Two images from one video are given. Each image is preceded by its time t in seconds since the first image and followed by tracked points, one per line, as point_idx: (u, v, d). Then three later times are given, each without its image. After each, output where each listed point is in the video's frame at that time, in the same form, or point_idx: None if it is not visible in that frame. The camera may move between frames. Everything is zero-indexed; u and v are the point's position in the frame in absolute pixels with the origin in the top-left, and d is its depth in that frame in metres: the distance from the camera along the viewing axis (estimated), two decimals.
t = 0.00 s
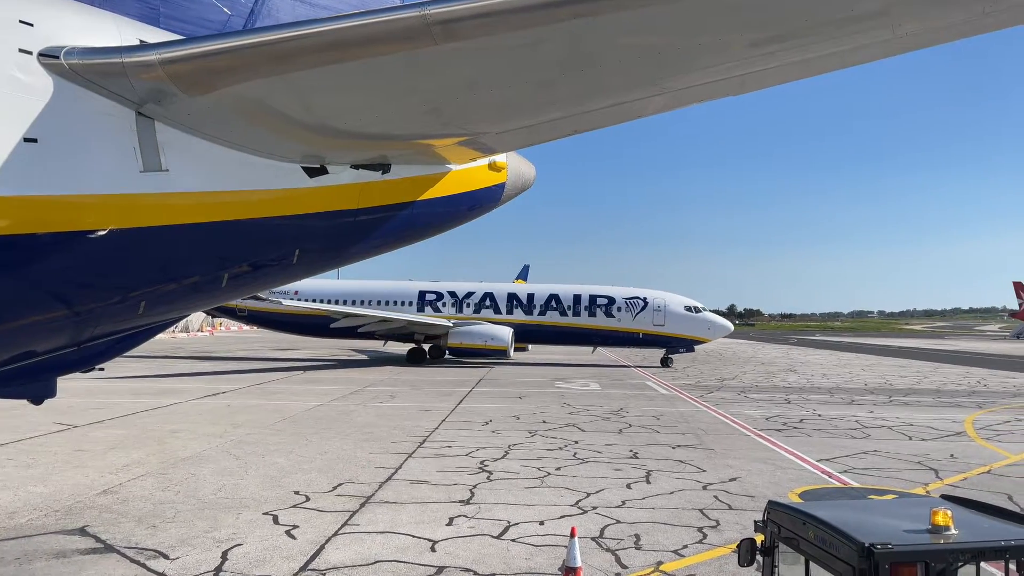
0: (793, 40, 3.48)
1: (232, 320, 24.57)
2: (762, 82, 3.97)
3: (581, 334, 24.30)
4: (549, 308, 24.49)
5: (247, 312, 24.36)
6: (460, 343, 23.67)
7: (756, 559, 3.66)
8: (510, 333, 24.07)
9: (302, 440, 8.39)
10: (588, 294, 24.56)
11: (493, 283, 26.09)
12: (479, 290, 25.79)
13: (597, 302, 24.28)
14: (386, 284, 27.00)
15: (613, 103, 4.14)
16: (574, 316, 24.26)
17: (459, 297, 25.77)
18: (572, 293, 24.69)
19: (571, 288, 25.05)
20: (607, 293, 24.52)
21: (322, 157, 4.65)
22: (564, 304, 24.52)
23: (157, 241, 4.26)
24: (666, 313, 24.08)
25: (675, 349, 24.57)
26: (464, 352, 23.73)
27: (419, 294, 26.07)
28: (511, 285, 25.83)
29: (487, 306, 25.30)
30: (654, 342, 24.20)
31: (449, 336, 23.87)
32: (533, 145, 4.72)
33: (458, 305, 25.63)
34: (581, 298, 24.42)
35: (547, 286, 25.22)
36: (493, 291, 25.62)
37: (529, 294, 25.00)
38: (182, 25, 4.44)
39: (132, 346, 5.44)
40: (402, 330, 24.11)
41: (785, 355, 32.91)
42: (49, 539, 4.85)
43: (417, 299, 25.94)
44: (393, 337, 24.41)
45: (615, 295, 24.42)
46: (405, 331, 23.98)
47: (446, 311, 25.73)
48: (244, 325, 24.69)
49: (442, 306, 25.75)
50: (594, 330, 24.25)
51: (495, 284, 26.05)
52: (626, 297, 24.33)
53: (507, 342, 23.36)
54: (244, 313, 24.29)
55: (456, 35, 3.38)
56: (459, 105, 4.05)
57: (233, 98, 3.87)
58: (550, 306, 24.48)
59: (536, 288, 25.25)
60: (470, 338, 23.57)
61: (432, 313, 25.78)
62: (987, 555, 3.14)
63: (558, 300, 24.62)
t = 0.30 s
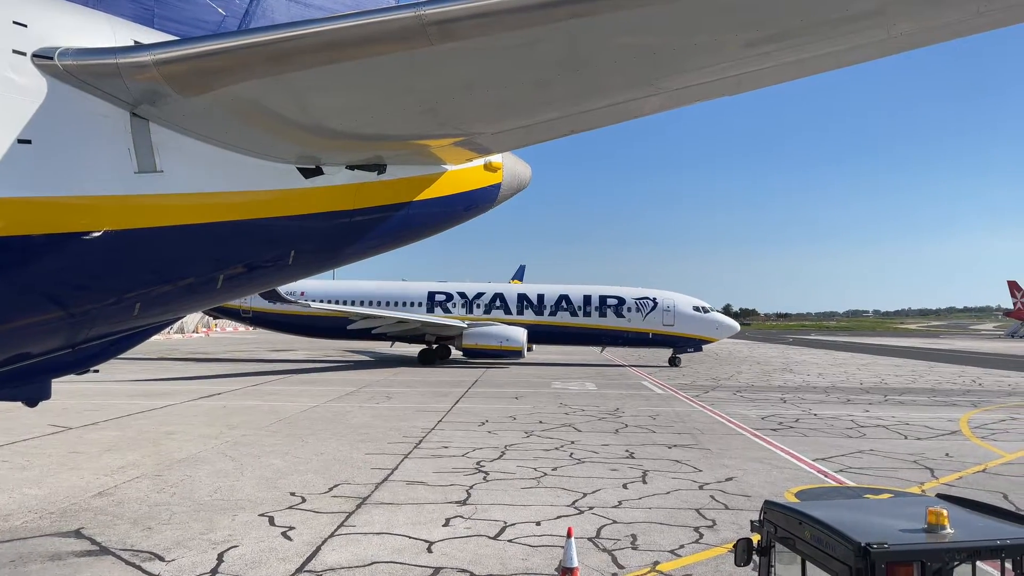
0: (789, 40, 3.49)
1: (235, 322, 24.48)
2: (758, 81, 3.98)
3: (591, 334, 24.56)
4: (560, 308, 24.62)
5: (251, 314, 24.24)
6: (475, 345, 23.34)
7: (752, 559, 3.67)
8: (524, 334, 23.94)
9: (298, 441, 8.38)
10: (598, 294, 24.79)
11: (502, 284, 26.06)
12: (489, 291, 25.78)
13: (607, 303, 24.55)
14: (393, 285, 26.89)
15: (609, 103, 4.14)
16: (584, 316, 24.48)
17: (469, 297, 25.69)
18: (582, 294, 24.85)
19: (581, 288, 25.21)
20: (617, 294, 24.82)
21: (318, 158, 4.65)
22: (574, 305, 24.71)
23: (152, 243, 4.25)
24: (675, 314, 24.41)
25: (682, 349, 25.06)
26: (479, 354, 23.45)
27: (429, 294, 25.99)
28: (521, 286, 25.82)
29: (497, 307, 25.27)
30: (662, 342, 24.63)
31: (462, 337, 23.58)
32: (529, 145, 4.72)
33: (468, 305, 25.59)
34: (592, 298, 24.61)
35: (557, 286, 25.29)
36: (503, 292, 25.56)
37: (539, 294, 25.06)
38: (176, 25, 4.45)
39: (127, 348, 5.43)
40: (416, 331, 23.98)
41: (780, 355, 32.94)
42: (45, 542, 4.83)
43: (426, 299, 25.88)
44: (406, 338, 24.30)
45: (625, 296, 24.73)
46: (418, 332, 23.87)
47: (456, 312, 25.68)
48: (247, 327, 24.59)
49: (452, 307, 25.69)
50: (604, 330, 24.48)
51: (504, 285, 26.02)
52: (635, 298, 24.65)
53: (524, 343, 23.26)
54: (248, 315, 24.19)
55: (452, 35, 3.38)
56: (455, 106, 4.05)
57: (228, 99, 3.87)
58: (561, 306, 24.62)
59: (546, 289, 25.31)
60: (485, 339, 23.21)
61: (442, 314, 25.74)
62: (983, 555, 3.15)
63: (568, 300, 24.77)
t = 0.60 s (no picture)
0: (784, 42, 3.50)
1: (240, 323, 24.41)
2: (754, 83, 3.99)
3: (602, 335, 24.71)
4: (571, 309, 24.72)
5: (258, 315, 24.17)
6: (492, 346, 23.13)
7: (749, 560, 3.68)
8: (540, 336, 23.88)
9: (295, 443, 8.37)
10: (609, 296, 24.90)
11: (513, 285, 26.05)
12: (500, 292, 25.73)
13: (618, 305, 24.71)
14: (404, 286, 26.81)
15: (605, 105, 4.15)
16: (596, 318, 24.59)
17: (481, 299, 25.64)
18: (593, 296, 24.96)
19: (591, 290, 25.32)
20: (627, 296, 24.97)
21: (315, 159, 4.65)
22: (585, 306, 24.83)
23: (149, 245, 4.24)
24: (684, 315, 24.62)
25: (691, 350, 25.29)
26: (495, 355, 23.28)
27: (440, 296, 25.93)
28: (531, 287, 25.84)
29: (508, 309, 25.21)
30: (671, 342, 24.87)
31: (478, 338, 23.31)
32: (525, 147, 4.74)
33: (480, 307, 25.56)
34: (603, 300, 24.73)
35: (567, 287, 25.35)
36: (514, 293, 25.54)
37: (550, 296, 25.11)
38: (173, 27, 4.48)
39: (124, 350, 5.43)
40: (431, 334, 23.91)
41: (777, 356, 33.09)
42: (41, 544, 4.82)
43: (438, 300, 25.82)
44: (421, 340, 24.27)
45: (636, 297, 24.91)
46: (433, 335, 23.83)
47: (467, 313, 25.64)
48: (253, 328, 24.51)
49: (463, 308, 25.64)
50: (615, 332, 24.62)
51: (515, 287, 26.01)
52: (645, 300, 24.83)
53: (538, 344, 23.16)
54: (254, 316, 24.12)
55: (449, 37, 3.38)
56: (452, 107, 4.05)
57: (225, 101, 3.87)
58: (572, 308, 24.72)
59: (556, 291, 25.40)
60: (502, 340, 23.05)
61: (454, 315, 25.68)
62: (979, 555, 3.15)
63: (580, 301, 24.86)
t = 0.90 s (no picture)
0: (781, 44, 3.50)
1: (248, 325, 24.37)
2: (751, 86, 3.99)
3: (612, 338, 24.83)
4: (582, 311, 24.82)
5: (266, 316, 24.15)
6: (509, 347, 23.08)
7: (745, 562, 3.69)
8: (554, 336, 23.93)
9: (291, 445, 8.37)
10: (620, 298, 25.04)
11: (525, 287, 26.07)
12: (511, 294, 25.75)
13: (629, 307, 24.88)
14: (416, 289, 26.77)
15: (602, 106, 4.15)
16: (607, 320, 24.77)
17: (492, 301, 25.62)
18: (604, 298, 25.06)
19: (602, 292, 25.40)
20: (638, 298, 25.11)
21: (311, 161, 4.65)
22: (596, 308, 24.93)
23: (145, 246, 4.24)
24: (694, 318, 24.81)
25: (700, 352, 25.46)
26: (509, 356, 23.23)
27: (452, 297, 25.92)
28: (542, 289, 25.91)
29: (520, 310, 25.28)
30: (680, 344, 25.09)
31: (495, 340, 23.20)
32: (522, 149, 4.73)
33: (492, 309, 25.54)
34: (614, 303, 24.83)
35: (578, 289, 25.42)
36: (526, 295, 25.55)
37: (561, 298, 25.23)
38: (169, 28, 4.49)
39: (119, 351, 5.42)
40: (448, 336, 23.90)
41: (772, 357, 33.24)
42: (36, 546, 4.80)
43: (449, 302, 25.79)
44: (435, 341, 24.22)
45: (646, 300, 25.05)
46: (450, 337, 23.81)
47: (479, 315, 25.61)
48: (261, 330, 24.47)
49: (475, 309, 25.62)
50: (625, 334, 24.75)
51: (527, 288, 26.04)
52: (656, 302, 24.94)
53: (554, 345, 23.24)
54: (262, 318, 24.10)
55: (446, 39, 3.38)
56: (448, 109, 4.05)
57: (221, 102, 3.87)
58: (583, 310, 24.80)
59: (567, 293, 25.50)
60: (518, 342, 23.03)
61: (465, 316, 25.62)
62: (975, 557, 3.15)
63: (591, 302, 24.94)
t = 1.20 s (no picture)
0: (778, 46, 3.50)
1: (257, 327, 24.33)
2: (747, 88, 4.00)
3: (623, 340, 25.27)
4: (593, 313, 25.21)
5: (276, 318, 24.14)
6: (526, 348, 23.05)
7: (741, 564, 3.71)
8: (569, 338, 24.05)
9: (287, 446, 8.36)
10: (629, 301, 25.48)
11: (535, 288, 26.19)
12: (523, 296, 25.79)
13: (639, 309, 25.32)
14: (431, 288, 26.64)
15: (599, 108, 4.15)
16: (617, 322, 25.16)
17: (504, 302, 25.57)
18: (614, 300, 25.52)
19: (611, 295, 25.89)
20: (647, 301, 25.62)
21: (307, 162, 4.65)
22: (607, 310, 25.36)
23: (141, 247, 4.23)
24: (703, 321, 25.46)
25: (705, 352, 26.14)
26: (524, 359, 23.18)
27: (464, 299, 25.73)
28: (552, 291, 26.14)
29: (532, 313, 25.41)
30: (688, 346, 25.70)
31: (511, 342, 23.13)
32: (518, 151, 4.74)
33: (504, 311, 25.48)
34: (624, 305, 25.31)
35: (589, 291, 25.83)
36: (537, 297, 25.64)
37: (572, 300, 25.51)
38: (166, 29, 4.53)
39: (115, 353, 5.41)
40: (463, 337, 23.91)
41: (767, 359, 33.43)
42: (31, 548, 4.79)
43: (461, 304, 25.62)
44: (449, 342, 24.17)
45: (655, 302, 25.59)
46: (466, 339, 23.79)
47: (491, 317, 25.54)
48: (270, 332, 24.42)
49: (488, 312, 25.53)
50: (636, 336, 25.23)
51: (534, 290, 26.09)
52: (665, 304, 25.50)
53: (571, 347, 23.38)
54: (272, 320, 24.08)
55: (442, 40, 3.37)
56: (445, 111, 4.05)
57: (217, 104, 3.87)
58: (594, 312, 25.20)
59: (578, 295, 25.79)
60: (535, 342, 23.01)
61: (478, 318, 25.51)
62: (971, 558, 3.15)
63: (602, 305, 25.38)
